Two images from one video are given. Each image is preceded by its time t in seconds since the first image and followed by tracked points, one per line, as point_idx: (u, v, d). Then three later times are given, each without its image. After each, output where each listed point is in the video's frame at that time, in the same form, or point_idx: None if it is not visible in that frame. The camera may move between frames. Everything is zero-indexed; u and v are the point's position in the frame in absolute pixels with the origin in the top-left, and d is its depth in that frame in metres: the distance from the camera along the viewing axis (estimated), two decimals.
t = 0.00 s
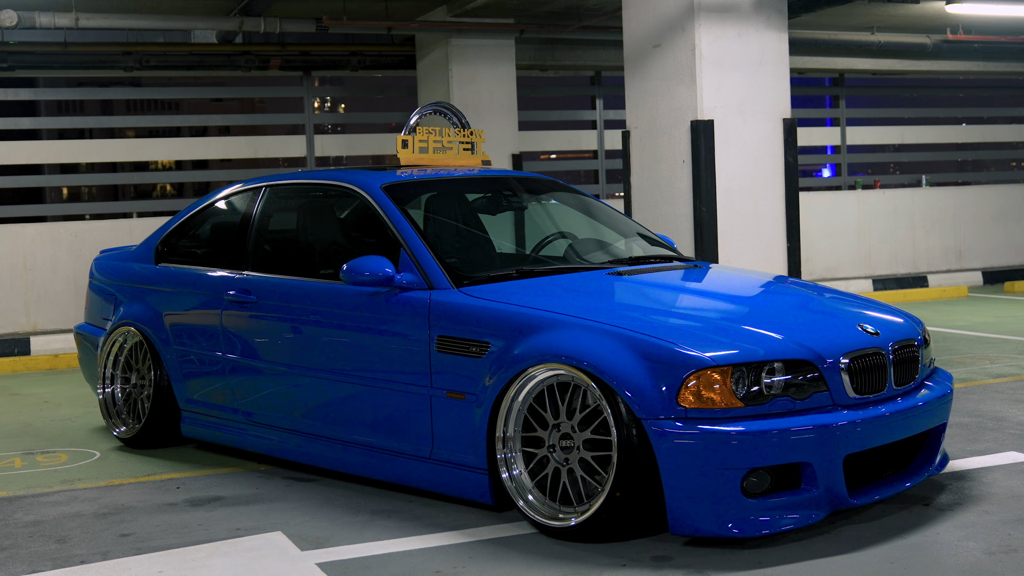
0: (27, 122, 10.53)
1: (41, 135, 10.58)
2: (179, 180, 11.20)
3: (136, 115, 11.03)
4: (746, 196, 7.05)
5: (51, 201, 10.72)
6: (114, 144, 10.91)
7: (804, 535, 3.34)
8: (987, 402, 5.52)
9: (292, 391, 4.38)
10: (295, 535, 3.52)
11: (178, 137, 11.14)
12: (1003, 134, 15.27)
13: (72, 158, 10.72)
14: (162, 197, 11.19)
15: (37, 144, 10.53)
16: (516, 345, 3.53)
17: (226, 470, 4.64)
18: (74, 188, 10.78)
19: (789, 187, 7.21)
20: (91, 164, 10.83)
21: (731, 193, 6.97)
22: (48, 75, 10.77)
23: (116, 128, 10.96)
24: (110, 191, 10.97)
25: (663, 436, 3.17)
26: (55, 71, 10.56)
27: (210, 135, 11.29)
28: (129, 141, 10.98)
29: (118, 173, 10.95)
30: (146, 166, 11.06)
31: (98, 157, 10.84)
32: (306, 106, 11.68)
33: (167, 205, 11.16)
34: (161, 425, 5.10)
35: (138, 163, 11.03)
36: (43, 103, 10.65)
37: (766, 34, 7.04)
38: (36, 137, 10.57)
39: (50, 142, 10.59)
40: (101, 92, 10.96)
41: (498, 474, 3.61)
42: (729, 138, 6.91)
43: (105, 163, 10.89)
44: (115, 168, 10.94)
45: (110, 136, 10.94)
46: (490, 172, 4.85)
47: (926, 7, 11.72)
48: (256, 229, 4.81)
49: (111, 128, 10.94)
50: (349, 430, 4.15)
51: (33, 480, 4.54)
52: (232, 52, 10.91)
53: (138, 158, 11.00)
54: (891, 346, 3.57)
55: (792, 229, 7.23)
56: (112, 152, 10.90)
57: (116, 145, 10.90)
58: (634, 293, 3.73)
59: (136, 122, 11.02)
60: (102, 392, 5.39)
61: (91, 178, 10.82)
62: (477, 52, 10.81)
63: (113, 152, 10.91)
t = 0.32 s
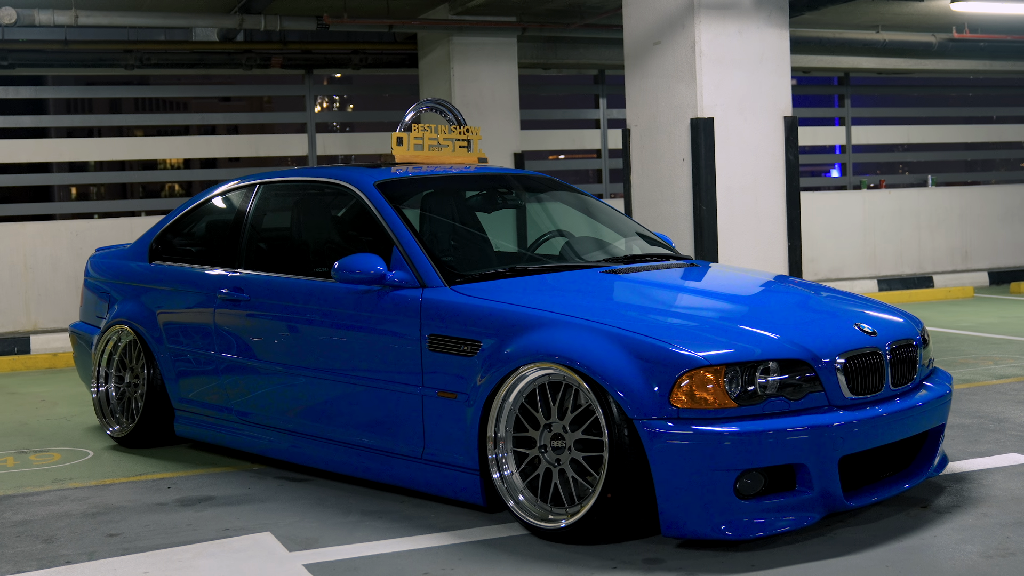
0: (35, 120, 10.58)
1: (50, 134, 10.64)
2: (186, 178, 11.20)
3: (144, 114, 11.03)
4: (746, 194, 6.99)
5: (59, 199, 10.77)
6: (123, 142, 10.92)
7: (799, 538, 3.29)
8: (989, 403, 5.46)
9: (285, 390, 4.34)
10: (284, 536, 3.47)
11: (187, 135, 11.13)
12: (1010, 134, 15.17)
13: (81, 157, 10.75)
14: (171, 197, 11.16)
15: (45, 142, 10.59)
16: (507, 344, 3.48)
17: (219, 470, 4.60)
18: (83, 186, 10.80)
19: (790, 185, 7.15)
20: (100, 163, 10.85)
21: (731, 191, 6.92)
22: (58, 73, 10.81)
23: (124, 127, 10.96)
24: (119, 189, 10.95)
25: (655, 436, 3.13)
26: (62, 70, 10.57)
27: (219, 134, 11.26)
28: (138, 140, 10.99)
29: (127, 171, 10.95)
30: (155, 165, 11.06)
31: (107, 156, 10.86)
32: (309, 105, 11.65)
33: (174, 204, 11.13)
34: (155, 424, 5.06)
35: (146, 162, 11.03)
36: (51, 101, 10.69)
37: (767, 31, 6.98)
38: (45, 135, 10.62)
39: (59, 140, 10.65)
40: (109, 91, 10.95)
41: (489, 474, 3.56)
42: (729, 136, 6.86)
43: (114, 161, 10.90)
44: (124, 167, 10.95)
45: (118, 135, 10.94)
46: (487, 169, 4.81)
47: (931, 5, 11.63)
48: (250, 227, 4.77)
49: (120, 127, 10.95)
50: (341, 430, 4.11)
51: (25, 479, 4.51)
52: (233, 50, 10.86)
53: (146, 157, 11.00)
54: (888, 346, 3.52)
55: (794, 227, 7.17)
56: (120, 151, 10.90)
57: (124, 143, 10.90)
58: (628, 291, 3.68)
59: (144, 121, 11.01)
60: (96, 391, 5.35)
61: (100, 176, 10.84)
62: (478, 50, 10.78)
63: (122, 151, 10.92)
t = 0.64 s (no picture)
0: (43, 117, 10.58)
1: (58, 132, 10.64)
2: (192, 177, 11.17)
3: (151, 112, 11.00)
4: (746, 192, 6.94)
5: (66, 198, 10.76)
6: (130, 140, 10.88)
7: (793, 540, 3.24)
8: (991, 403, 5.40)
9: (278, 390, 4.30)
10: (273, 537, 3.43)
11: (194, 133, 11.09)
12: (1016, 133, 15.08)
13: (89, 155, 10.73)
14: (177, 196, 11.14)
15: (53, 140, 10.58)
16: (499, 343, 3.44)
17: (211, 469, 4.56)
18: (91, 185, 10.79)
19: (790, 183, 7.09)
20: (108, 161, 10.83)
21: (731, 190, 6.87)
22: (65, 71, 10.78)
23: (131, 125, 10.92)
24: (126, 187, 10.92)
25: (646, 437, 3.08)
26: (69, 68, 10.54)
27: (226, 132, 11.21)
28: (145, 138, 10.95)
29: (135, 170, 10.93)
30: (161, 163, 11.04)
31: (114, 154, 10.83)
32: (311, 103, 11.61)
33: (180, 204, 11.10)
34: (148, 423, 5.03)
35: (154, 160, 11.01)
36: (60, 99, 10.68)
37: (768, 28, 6.93)
38: (52, 134, 10.62)
39: (66, 138, 10.63)
40: (116, 89, 10.93)
41: (480, 475, 3.52)
42: (729, 134, 6.81)
43: (122, 159, 10.88)
44: (131, 166, 10.92)
45: (125, 133, 10.90)
46: (483, 167, 4.77)
47: (936, 3, 11.56)
48: (244, 225, 4.74)
49: (127, 124, 10.91)
50: (334, 430, 4.08)
51: (16, 478, 4.48)
52: (234, 48, 10.79)
53: (152, 156, 10.97)
54: (885, 346, 3.46)
55: (795, 226, 7.11)
56: (126, 149, 10.87)
57: (131, 141, 10.86)
58: (622, 290, 3.64)
59: (151, 119, 10.98)
60: (90, 390, 5.32)
61: (107, 174, 10.82)
62: (479, 48, 10.74)
63: (130, 149, 10.89)
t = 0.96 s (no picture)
0: (51, 116, 10.59)
1: (64, 130, 10.64)
2: (198, 176, 11.15)
3: (158, 111, 11.00)
4: (747, 191, 6.88)
5: (73, 196, 10.76)
6: (135, 139, 10.86)
7: (787, 543, 3.19)
8: (993, 404, 5.34)
9: (271, 388, 4.26)
10: (262, 538, 3.40)
11: (201, 132, 11.06)
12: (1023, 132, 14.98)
13: (95, 154, 10.72)
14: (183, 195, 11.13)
15: (58, 138, 10.56)
16: (491, 341, 3.40)
17: (204, 469, 4.53)
18: (97, 184, 10.79)
19: (792, 182, 7.04)
20: (115, 160, 10.83)
21: (731, 188, 6.81)
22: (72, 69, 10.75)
23: (139, 124, 10.92)
24: (133, 186, 10.92)
25: (637, 437, 3.04)
26: (73, 66, 10.53)
27: (233, 131, 11.17)
28: (150, 137, 10.93)
29: (141, 168, 10.93)
30: (168, 162, 11.03)
31: (119, 153, 10.82)
32: (312, 101, 11.57)
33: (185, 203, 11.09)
34: (142, 422, 5.00)
35: (159, 159, 11.00)
36: (67, 97, 10.69)
37: (769, 25, 6.87)
38: (59, 132, 10.61)
39: (71, 137, 10.62)
40: (120, 88, 10.91)
41: (472, 475, 3.48)
42: (730, 132, 6.76)
43: (128, 157, 10.87)
44: (137, 164, 10.92)
45: (130, 131, 10.89)
46: (480, 165, 4.73)
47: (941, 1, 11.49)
48: (238, 222, 4.70)
49: (134, 123, 10.91)
50: (326, 430, 4.04)
51: (8, 477, 4.45)
52: (235, 46, 10.80)
53: (159, 154, 10.97)
54: (883, 345, 3.41)
55: (795, 225, 7.06)
56: (129, 148, 10.84)
57: (133, 140, 10.84)
58: (618, 289, 3.59)
59: (157, 117, 10.98)
60: (84, 389, 5.29)
61: (114, 173, 10.82)
62: (481, 46, 10.70)
63: (135, 148, 10.88)
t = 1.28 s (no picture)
0: (59, 114, 10.53)
1: (73, 129, 10.57)
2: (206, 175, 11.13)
3: (166, 109, 10.98)
4: (747, 189, 6.83)
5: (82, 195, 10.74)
6: (140, 137, 10.81)
7: (782, 544, 3.14)
8: (996, 405, 5.29)
9: (265, 387, 4.23)
10: (251, 538, 3.36)
11: (208, 131, 11.04)
12: None
13: (103, 153, 10.70)
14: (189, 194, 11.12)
15: (65, 136, 10.49)
16: (482, 340, 3.36)
17: (197, 468, 4.50)
18: (106, 183, 10.78)
19: (793, 180, 6.98)
20: (123, 158, 10.81)
21: (731, 186, 6.77)
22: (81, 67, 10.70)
23: (148, 122, 10.88)
24: (142, 184, 10.90)
25: (629, 437, 2.99)
26: (77, 64, 10.49)
27: (243, 130, 11.14)
28: (156, 135, 10.89)
29: (150, 166, 10.90)
30: (177, 161, 10.99)
31: (126, 151, 10.78)
32: (313, 100, 11.52)
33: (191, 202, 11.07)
34: (136, 422, 4.97)
35: (168, 158, 10.96)
36: (76, 95, 10.63)
37: (769, 22, 6.82)
38: (67, 130, 10.56)
39: (78, 135, 10.55)
40: (125, 85, 10.85)
41: (463, 475, 3.44)
42: (730, 129, 6.71)
43: (136, 156, 10.84)
44: (146, 162, 10.89)
45: (137, 130, 10.84)
46: (477, 162, 4.69)
47: None
48: (232, 220, 4.67)
49: (143, 121, 10.87)
50: (319, 430, 4.00)
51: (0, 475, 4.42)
52: (237, 44, 10.70)
53: (168, 152, 10.92)
54: (880, 344, 3.36)
55: (797, 223, 7.00)
56: (131, 146, 10.80)
57: (135, 139, 10.78)
58: (612, 287, 3.54)
59: (164, 116, 10.95)
60: (79, 387, 5.27)
61: (123, 171, 10.80)
62: (483, 45, 10.66)
63: (140, 146, 10.83)
